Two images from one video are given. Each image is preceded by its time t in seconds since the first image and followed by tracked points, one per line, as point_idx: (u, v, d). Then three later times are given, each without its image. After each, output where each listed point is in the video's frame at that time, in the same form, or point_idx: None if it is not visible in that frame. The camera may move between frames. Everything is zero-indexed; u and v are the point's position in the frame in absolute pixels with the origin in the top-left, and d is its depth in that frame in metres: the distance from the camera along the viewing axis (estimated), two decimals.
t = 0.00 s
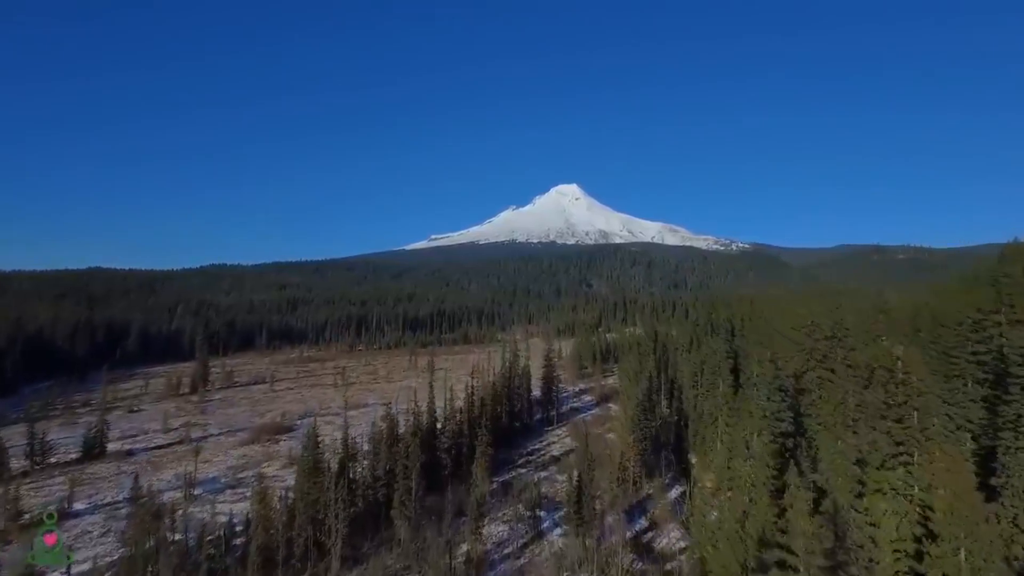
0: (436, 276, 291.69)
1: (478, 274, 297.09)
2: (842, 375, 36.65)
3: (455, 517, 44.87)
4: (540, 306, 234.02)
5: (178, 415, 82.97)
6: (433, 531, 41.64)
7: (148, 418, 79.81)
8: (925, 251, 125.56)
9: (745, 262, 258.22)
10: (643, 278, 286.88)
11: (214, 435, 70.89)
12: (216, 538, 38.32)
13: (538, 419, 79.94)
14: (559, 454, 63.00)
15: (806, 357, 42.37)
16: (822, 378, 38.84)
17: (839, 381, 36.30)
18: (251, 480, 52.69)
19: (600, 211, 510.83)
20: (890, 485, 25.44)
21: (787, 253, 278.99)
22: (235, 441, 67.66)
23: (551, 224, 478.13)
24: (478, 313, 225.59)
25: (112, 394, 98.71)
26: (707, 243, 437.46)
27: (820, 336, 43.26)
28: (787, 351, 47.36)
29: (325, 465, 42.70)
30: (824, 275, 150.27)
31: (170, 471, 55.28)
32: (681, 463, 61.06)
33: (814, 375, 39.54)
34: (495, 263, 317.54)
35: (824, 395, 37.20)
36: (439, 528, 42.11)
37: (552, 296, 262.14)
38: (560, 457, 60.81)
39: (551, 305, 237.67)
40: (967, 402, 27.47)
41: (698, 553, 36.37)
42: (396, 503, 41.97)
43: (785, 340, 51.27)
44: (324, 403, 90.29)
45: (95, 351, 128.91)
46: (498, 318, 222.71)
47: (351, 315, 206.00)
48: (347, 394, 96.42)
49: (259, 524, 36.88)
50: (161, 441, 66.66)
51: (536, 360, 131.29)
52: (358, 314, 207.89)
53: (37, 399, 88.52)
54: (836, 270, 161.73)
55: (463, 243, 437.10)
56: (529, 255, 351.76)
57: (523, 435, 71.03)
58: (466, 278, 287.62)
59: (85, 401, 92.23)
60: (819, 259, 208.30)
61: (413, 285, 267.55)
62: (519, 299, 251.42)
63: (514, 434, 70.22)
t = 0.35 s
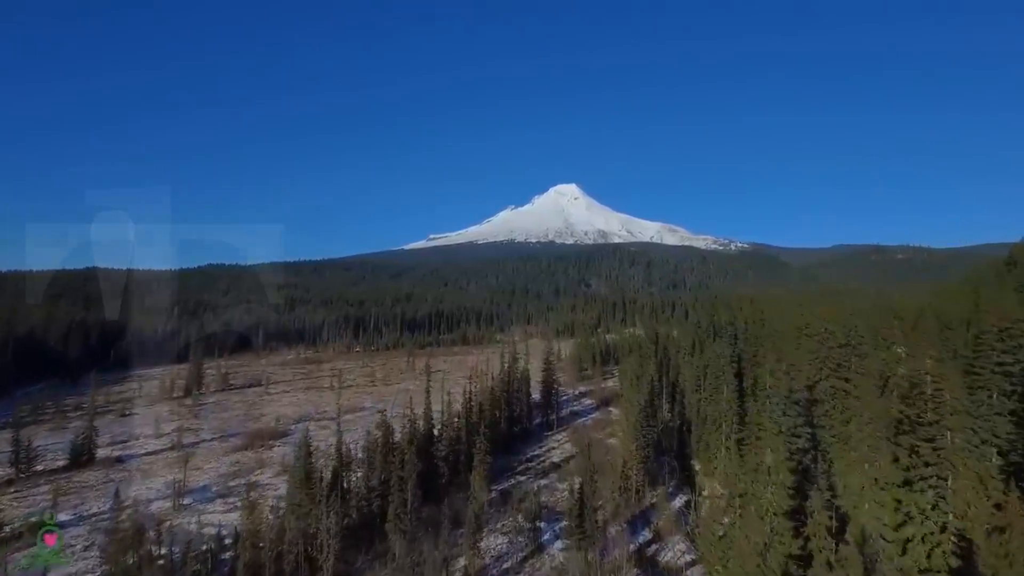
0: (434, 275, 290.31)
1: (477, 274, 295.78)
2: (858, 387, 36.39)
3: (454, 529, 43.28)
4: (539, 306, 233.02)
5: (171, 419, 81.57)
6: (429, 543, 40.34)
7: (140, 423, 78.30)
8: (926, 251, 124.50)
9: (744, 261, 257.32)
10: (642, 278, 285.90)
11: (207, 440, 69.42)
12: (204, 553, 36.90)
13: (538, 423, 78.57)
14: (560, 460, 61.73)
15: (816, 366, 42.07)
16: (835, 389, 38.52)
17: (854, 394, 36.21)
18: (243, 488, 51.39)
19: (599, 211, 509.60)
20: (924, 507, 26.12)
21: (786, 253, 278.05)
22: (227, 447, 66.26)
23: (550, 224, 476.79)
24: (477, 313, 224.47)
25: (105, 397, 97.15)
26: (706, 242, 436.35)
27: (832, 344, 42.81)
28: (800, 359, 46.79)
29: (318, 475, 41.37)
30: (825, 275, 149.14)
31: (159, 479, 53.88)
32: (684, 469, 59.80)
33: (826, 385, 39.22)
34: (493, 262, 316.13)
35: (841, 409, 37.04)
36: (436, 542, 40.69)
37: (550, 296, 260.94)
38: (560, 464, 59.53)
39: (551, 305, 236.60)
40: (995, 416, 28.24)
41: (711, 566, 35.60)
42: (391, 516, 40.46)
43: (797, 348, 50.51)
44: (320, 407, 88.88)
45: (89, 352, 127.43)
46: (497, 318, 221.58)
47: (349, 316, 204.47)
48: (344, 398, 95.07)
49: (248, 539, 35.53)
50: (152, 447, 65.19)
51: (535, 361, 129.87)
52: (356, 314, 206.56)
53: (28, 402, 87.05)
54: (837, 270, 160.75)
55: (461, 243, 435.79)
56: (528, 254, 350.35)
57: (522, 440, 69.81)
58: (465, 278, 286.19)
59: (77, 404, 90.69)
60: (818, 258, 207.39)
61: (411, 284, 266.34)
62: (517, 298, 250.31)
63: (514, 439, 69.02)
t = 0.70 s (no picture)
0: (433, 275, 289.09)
1: (476, 273, 294.48)
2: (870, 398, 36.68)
3: (450, 543, 41.66)
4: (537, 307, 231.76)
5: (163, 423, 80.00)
6: (424, 559, 38.98)
7: (131, 428, 76.71)
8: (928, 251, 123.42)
9: (743, 261, 256.42)
10: (641, 278, 284.89)
11: (198, 446, 67.70)
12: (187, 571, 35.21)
13: (537, 428, 76.71)
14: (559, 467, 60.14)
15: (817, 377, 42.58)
16: (849, 400, 38.74)
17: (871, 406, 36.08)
18: (233, 499, 49.82)
19: (598, 210, 507.73)
20: (962, 541, 25.73)
21: (785, 253, 277.25)
22: (219, 454, 64.58)
23: (548, 224, 475.54)
24: (475, 313, 222.93)
25: (96, 401, 95.36)
26: (705, 242, 435.60)
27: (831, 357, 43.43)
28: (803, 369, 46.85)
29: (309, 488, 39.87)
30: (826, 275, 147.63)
31: (147, 488, 52.21)
32: (688, 477, 58.33)
33: (839, 396, 39.28)
34: (492, 262, 314.69)
35: (857, 421, 37.31)
36: (432, 558, 39.09)
37: (549, 296, 259.36)
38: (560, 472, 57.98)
39: (549, 305, 235.36)
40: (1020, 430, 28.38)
41: None
42: (384, 530, 38.80)
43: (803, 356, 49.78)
44: (315, 411, 87.14)
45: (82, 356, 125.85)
46: (495, 319, 220.22)
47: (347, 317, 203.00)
48: (340, 402, 93.53)
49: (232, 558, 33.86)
50: (141, 454, 63.49)
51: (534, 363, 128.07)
52: (354, 314, 205.05)
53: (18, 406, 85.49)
54: (838, 269, 159.18)
55: (460, 243, 433.92)
56: (526, 254, 349.07)
57: (520, 445, 68.27)
58: (463, 278, 284.89)
59: (67, 409, 88.92)
60: (817, 259, 205.98)
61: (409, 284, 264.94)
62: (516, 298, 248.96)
63: (512, 444, 67.52)
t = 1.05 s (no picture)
0: (431, 276, 287.47)
1: (474, 273, 292.83)
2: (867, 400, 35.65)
3: (444, 561, 39.96)
4: (536, 307, 230.08)
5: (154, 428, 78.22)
6: None
7: (121, 433, 74.89)
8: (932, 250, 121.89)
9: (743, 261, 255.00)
10: (641, 278, 283.36)
11: (188, 453, 65.97)
12: None
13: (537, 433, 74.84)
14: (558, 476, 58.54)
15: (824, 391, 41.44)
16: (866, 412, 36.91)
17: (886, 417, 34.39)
18: (221, 511, 48.02)
19: (597, 210, 506.37)
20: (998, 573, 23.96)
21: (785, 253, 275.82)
22: (209, 461, 62.76)
23: (548, 224, 474.01)
24: (473, 314, 221.44)
25: (87, 405, 93.67)
26: (704, 242, 434.31)
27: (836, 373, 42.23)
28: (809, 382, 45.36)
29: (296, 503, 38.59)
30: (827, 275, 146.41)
31: (132, 499, 50.40)
32: (692, 487, 56.88)
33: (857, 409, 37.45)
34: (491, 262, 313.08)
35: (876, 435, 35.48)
36: None
37: (548, 296, 257.96)
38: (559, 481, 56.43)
39: (548, 305, 233.69)
40: None
41: None
42: (375, 549, 37.01)
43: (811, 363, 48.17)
44: (309, 415, 85.47)
45: (76, 358, 124.45)
46: (494, 320, 218.51)
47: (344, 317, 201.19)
48: (335, 406, 91.73)
49: None
50: (130, 462, 61.78)
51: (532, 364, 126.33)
52: (351, 315, 203.35)
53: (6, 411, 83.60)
54: (839, 268, 157.80)
55: (459, 242, 432.75)
56: (525, 254, 347.39)
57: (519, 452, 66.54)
58: (462, 278, 283.18)
59: (57, 414, 87.24)
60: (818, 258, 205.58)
61: (407, 285, 263.25)
62: (515, 299, 247.33)
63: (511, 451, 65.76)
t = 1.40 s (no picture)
0: (429, 276, 286.14)
1: (472, 274, 291.36)
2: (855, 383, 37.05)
3: None
4: (534, 308, 228.55)
5: (144, 434, 76.46)
6: None
7: (110, 439, 73.22)
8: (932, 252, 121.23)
9: (741, 263, 254.34)
10: (638, 279, 282.42)
11: (178, 461, 64.28)
12: None
13: (535, 439, 73.09)
14: (557, 486, 56.92)
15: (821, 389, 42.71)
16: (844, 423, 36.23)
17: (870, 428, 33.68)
18: (207, 524, 46.37)
19: (595, 210, 505.54)
20: None
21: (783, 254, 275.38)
22: (198, 470, 61.00)
23: (545, 224, 472.69)
24: (471, 316, 220.03)
25: (77, 409, 91.74)
26: (702, 242, 434.31)
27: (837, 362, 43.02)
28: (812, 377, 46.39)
29: (284, 517, 37.43)
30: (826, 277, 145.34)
31: (118, 510, 48.72)
32: (694, 497, 55.29)
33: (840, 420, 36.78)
34: (488, 263, 311.97)
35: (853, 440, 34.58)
36: None
37: (546, 297, 256.27)
38: (558, 491, 54.82)
39: (546, 305, 232.35)
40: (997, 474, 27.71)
41: None
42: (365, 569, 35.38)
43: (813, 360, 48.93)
44: (303, 421, 83.81)
45: (68, 361, 122.66)
46: (491, 321, 216.99)
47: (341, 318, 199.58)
48: (329, 411, 90.06)
49: None
50: (117, 470, 60.02)
51: (530, 367, 124.54)
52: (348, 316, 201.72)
53: None
54: (840, 269, 156.29)
55: (457, 242, 431.97)
56: (523, 254, 346.13)
57: (516, 460, 64.95)
58: (459, 279, 281.70)
59: (45, 419, 85.33)
60: (815, 259, 205.18)
61: (404, 286, 261.69)
62: (512, 299, 246.01)
63: (509, 459, 64.16)
